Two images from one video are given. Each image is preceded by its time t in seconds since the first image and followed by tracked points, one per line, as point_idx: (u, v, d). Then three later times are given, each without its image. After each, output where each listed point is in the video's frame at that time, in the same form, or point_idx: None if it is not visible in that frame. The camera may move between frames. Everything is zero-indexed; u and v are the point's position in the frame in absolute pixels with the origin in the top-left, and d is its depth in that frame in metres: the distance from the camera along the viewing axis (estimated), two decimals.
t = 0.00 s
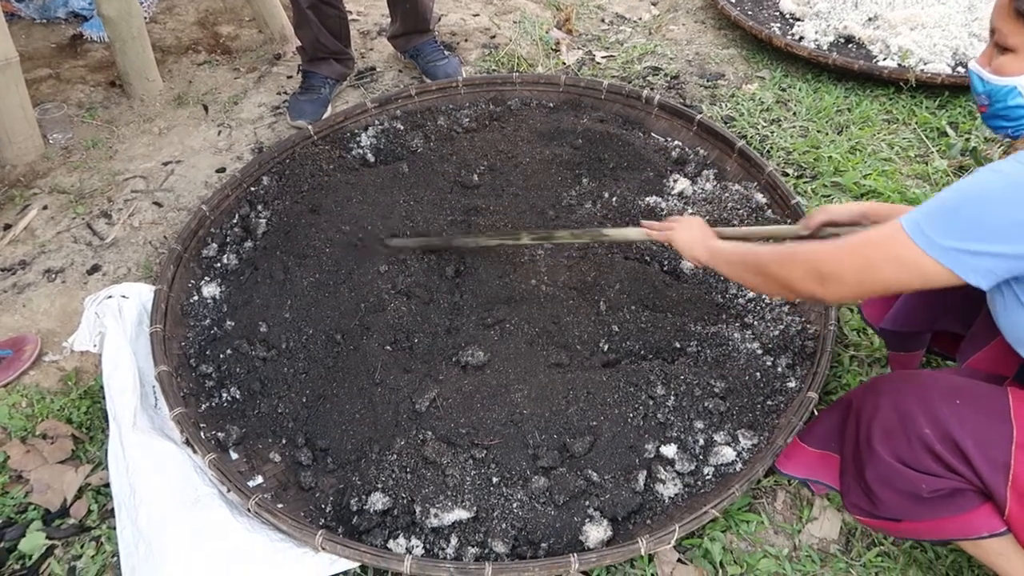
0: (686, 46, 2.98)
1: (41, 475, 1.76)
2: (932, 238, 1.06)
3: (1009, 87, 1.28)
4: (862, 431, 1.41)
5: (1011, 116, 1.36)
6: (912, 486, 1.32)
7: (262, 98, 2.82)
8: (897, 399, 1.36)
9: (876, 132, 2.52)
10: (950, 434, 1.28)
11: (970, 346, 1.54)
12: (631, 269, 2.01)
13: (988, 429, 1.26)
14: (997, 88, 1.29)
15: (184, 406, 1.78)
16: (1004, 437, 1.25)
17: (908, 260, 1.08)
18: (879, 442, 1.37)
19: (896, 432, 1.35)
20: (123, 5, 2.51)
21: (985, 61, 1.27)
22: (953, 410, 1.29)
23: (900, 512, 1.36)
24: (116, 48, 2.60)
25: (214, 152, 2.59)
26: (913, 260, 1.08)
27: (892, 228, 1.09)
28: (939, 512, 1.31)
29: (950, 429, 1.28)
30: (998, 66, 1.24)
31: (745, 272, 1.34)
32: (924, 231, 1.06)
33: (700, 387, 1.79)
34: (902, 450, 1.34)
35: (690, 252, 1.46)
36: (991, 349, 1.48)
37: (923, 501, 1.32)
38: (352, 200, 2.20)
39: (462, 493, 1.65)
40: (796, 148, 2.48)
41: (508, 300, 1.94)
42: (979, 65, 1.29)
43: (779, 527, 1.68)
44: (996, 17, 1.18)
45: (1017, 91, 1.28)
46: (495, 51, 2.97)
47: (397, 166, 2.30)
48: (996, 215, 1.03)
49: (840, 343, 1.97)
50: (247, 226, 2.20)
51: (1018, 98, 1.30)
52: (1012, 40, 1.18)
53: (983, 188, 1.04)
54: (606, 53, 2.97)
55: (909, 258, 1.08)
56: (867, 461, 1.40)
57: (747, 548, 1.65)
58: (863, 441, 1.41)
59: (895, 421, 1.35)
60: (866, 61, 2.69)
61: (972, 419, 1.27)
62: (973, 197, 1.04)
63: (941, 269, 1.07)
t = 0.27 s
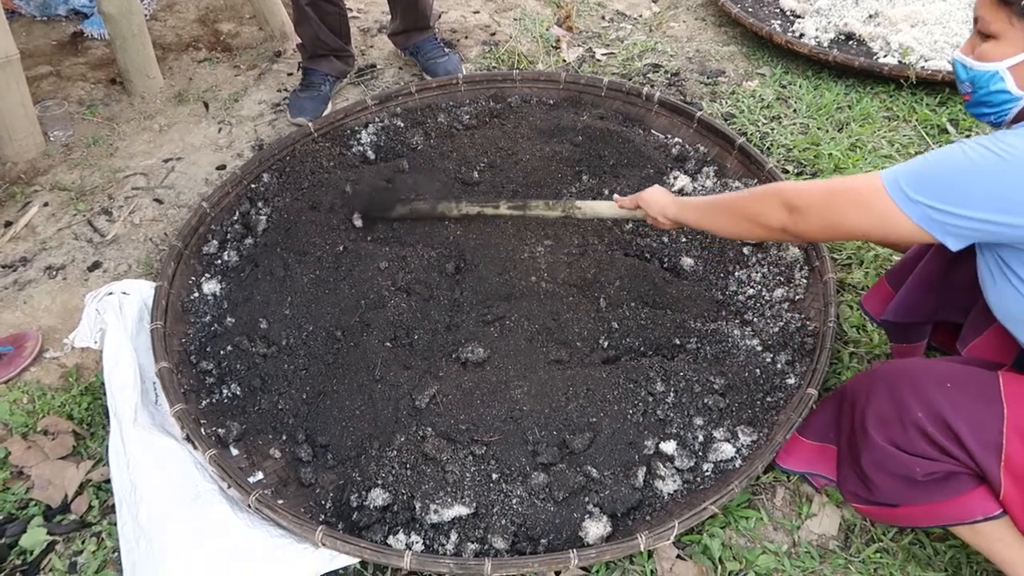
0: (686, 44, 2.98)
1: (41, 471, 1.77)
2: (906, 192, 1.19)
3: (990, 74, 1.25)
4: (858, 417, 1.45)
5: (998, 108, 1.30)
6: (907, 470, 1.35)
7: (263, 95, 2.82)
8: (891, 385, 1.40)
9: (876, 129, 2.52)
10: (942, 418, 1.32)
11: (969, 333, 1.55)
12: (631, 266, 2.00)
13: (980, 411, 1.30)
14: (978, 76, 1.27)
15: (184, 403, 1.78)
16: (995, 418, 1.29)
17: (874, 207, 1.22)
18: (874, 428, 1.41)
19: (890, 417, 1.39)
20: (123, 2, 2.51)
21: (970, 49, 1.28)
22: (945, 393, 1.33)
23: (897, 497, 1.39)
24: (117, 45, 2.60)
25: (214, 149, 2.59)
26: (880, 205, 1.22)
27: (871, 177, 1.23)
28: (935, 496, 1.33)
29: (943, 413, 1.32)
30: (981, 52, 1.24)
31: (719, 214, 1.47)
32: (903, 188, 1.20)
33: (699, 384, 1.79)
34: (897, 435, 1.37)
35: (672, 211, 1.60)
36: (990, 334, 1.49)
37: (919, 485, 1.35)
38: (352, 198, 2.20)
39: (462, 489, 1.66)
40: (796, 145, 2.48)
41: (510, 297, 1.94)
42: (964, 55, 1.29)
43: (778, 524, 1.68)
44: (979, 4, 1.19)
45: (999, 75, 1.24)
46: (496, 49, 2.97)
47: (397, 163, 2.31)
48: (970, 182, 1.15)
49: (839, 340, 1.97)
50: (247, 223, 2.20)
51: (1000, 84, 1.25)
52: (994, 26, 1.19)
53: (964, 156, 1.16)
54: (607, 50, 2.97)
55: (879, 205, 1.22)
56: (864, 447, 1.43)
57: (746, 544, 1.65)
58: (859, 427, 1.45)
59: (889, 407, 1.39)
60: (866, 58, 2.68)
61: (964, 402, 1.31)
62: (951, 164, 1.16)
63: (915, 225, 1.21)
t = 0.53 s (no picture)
0: (686, 42, 2.98)
1: (41, 470, 1.77)
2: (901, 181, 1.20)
3: (980, 69, 1.25)
4: (853, 411, 1.46)
5: (989, 104, 1.30)
6: (903, 463, 1.36)
7: (262, 94, 2.82)
8: (886, 378, 1.40)
9: (876, 128, 2.52)
10: (937, 411, 1.32)
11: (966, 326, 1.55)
12: (630, 264, 2.01)
13: (974, 403, 1.30)
14: (968, 73, 1.27)
15: (184, 401, 1.78)
16: (990, 411, 1.29)
17: (871, 196, 1.23)
18: (869, 421, 1.41)
19: (885, 410, 1.39)
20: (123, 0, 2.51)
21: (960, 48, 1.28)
22: (939, 386, 1.33)
23: (894, 489, 1.40)
24: (116, 44, 2.60)
25: (214, 148, 2.59)
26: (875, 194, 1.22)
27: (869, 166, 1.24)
28: (931, 487, 1.35)
29: (937, 405, 1.32)
30: (970, 48, 1.25)
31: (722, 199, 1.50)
32: (897, 176, 1.20)
33: (698, 383, 1.80)
34: (891, 428, 1.38)
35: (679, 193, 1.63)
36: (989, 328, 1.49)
37: (915, 477, 1.36)
38: (351, 197, 2.20)
39: (461, 488, 1.66)
40: (796, 143, 2.48)
41: (510, 295, 1.94)
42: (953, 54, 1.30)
43: (777, 522, 1.68)
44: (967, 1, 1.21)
45: (989, 70, 1.23)
46: (496, 47, 2.97)
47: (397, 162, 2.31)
48: (965, 169, 1.15)
49: (839, 339, 1.97)
50: (247, 222, 2.20)
51: (990, 79, 1.25)
52: (982, 22, 1.20)
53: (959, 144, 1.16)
54: (607, 48, 2.97)
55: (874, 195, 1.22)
56: (859, 440, 1.44)
57: (745, 542, 1.65)
58: (855, 421, 1.45)
59: (884, 400, 1.40)
60: (866, 57, 2.68)
61: (958, 395, 1.31)
62: (947, 152, 1.16)
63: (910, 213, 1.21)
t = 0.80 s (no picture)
0: (685, 41, 2.98)
1: (42, 470, 1.77)
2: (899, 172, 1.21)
3: (979, 68, 1.24)
4: (850, 410, 1.47)
5: (988, 104, 1.30)
6: (898, 461, 1.36)
7: (262, 93, 2.82)
8: (882, 377, 1.41)
9: (876, 126, 2.52)
10: (931, 409, 1.33)
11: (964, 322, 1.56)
12: (630, 263, 2.01)
13: (969, 402, 1.31)
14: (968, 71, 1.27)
15: (185, 401, 1.78)
16: (984, 409, 1.29)
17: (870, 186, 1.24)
18: (865, 420, 1.42)
19: (880, 408, 1.40)
20: None
21: (960, 47, 1.29)
22: (933, 385, 1.34)
23: (891, 488, 1.40)
24: (116, 43, 2.60)
25: (213, 147, 2.59)
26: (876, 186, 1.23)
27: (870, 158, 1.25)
28: (927, 486, 1.35)
29: (932, 404, 1.33)
30: (970, 47, 1.25)
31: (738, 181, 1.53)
32: (896, 167, 1.21)
33: (698, 381, 1.80)
34: (887, 427, 1.38)
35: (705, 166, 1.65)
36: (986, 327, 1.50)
37: (911, 476, 1.36)
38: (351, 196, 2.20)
39: (461, 486, 1.66)
40: (795, 142, 2.48)
41: (510, 294, 1.94)
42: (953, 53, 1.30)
43: (777, 520, 1.68)
44: None
45: (988, 68, 1.23)
46: (495, 46, 2.97)
47: (397, 161, 2.31)
48: (963, 162, 1.15)
49: (838, 337, 1.97)
50: (247, 221, 2.20)
51: (988, 78, 1.24)
52: (981, 20, 1.20)
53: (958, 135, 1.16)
54: (606, 47, 2.97)
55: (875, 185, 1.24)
56: (855, 439, 1.45)
57: (745, 541, 1.65)
58: (851, 420, 1.46)
59: (880, 399, 1.40)
60: (866, 55, 2.68)
61: (953, 393, 1.32)
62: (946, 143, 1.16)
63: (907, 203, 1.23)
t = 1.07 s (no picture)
0: (685, 40, 2.98)
1: (43, 470, 1.77)
2: (894, 177, 1.22)
3: (981, 69, 1.25)
4: (840, 410, 1.48)
5: (990, 103, 1.30)
6: (887, 460, 1.37)
7: (262, 93, 2.82)
8: (872, 377, 1.42)
9: (876, 124, 2.52)
10: (920, 409, 1.34)
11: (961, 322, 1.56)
12: (630, 263, 2.01)
13: (956, 401, 1.32)
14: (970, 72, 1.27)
15: (185, 401, 1.79)
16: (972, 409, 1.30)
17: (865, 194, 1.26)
18: (855, 419, 1.43)
19: (870, 408, 1.41)
20: None
21: (961, 47, 1.28)
22: (922, 384, 1.35)
23: (881, 487, 1.41)
24: (116, 44, 2.60)
25: (213, 147, 2.59)
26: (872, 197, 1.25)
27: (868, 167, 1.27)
28: (916, 484, 1.36)
29: (920, 404, 1.34)
30: (971, 48, 1.25)
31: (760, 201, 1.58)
32: (893, 171, 1.22)
33: (699, 380, 1.80)
34: (876, 426, 1.39)
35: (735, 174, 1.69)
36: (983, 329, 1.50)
37: (900, 474, 1.37)
38: (351, 196, 2.20)
39: (462, 486, 1.66)
40: (795, 141, 2.48)
41: (511, 294, 1.95)
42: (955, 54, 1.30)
43: (778, 519, 1.68)
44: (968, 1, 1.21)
45: (989, 69, 1.23)
46: (495, 46, 2.97)
47: (397, 161, 2.31)
48: (958, 165, 1.15)
49: (839, 336, 1.98)
50: (247, 222, 2.20)
51: (991, 78, 1.24)
52: (982, 21, 1.20)
53: (954, 138, 1.16)
54: (606, 46, 2.97)
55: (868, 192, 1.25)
56: (845, 438, 1.45)
57: (746, 540, 1.65)
58: (842, 420, 1.47)
59: (869, 399, 1.42)
60: (866, 54, 2.68)
61: (941, 393, 1.33)
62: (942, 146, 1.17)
63: (902, 208, 1.23)
